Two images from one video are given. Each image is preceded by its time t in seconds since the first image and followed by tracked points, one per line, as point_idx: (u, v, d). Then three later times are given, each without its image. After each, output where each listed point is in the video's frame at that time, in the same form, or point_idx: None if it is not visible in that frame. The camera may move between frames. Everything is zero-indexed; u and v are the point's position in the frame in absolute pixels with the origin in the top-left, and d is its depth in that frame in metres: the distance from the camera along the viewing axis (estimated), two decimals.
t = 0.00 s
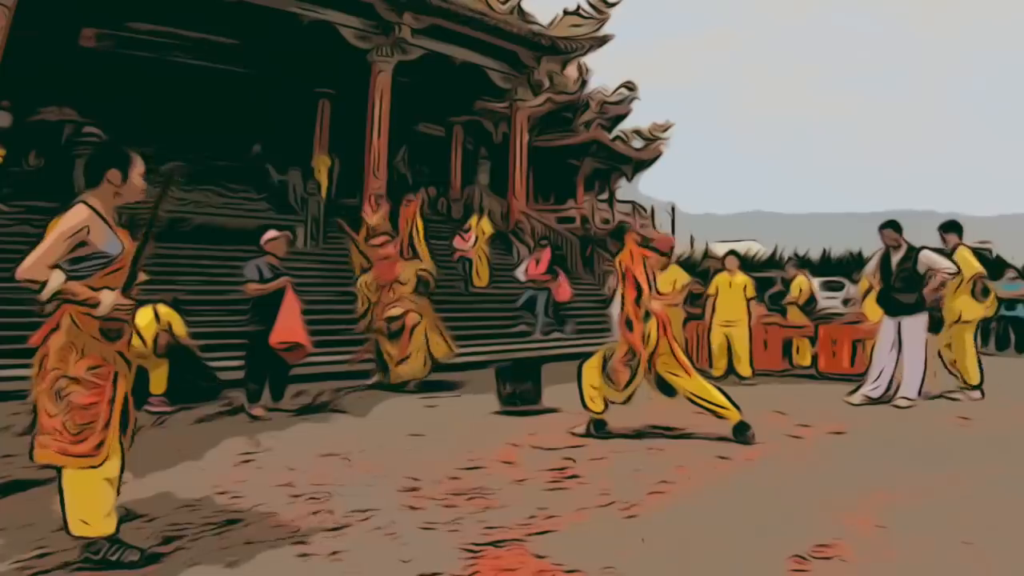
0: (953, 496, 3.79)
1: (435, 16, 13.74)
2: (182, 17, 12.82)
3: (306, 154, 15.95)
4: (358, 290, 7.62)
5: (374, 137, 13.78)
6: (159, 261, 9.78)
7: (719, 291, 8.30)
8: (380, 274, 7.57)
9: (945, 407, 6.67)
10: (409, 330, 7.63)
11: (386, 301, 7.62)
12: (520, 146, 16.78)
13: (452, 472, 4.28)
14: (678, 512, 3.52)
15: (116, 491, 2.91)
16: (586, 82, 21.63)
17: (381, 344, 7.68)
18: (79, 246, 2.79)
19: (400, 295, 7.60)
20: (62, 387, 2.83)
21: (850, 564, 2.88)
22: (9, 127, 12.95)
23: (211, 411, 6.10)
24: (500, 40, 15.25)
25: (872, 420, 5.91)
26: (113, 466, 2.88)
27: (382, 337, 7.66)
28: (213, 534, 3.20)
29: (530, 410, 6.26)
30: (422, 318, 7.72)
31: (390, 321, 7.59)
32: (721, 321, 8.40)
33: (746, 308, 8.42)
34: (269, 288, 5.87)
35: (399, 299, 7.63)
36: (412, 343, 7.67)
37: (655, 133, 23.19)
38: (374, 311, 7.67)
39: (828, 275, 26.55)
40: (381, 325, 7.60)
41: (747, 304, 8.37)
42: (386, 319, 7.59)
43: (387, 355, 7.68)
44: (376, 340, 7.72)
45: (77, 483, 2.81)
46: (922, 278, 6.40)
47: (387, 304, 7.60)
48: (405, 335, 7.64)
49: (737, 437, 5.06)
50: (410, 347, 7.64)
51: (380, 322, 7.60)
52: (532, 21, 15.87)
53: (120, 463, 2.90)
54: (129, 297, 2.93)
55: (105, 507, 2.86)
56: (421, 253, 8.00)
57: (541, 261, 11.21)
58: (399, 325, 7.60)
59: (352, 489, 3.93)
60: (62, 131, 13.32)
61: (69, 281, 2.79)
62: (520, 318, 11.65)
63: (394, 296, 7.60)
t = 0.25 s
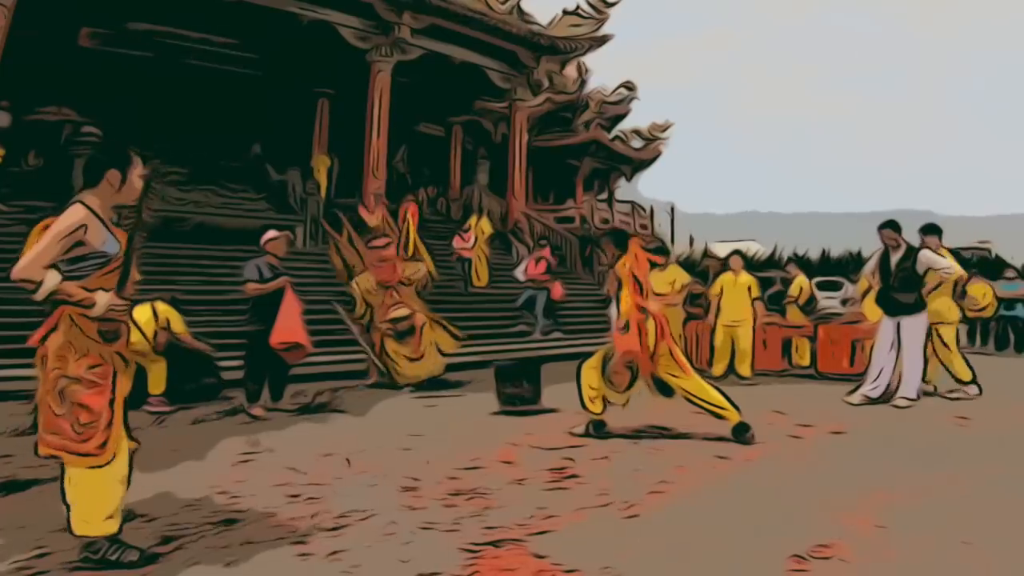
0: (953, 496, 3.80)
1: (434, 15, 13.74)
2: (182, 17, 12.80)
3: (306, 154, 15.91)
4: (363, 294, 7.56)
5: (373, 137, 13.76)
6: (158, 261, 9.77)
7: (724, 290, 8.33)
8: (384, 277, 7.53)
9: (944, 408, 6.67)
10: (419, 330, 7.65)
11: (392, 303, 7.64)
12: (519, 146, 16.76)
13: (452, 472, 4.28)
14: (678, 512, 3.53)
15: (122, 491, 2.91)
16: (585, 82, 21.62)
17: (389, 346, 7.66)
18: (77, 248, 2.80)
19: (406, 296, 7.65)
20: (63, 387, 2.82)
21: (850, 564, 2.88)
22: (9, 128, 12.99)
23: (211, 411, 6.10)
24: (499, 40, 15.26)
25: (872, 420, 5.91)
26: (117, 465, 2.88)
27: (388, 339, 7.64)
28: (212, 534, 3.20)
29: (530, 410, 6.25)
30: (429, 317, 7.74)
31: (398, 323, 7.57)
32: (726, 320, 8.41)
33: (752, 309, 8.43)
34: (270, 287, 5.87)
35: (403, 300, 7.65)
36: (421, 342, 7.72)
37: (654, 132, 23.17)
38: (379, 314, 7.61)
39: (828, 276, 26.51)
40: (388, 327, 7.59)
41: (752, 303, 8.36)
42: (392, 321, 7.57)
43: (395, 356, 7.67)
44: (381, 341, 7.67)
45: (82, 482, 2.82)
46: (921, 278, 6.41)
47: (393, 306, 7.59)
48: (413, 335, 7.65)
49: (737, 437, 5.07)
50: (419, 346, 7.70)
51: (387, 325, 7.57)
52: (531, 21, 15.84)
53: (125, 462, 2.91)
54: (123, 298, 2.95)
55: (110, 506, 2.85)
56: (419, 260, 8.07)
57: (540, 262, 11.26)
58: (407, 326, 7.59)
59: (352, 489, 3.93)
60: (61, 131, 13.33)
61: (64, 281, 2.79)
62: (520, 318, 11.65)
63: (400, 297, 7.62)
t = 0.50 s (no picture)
0: (952, 496, 3.80)
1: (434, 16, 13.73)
2: (180, 16, 12.82)
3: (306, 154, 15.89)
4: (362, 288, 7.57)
5: (373, 137, 13.74)
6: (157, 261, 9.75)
7: (729, 290, 8.33)
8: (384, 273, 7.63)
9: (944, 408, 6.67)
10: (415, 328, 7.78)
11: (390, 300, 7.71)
12: (519, 145, 16.75)
13: (451, 473, 4.28)
14: (677, 512, 3.53)
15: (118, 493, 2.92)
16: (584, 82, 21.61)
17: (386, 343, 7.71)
18: (76, 248, 2.78)
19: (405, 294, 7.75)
20: (63, 388, 2.82)
21: (850, 564, 2.89)
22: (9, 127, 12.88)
23: (210, 411, 6.09)
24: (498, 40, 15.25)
25: (872, 420, 5.91)
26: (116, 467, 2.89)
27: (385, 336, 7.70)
28: (211, 534, 3.20)
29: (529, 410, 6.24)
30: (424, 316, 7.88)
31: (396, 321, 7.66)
32: (731, 320, 8.40)
33: (757, 306, 8.37)
34: (269, 287, 5.85)
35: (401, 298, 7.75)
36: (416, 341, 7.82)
37: (654, 132, 23.17)
38: (377, 310, 7.67)
39: (827, 276, 26.51)
40: (386, 325, 7.65)
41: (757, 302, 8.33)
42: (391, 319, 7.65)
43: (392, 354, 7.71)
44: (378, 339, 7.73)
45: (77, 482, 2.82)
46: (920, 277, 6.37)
47: (391, 303, 7.66)
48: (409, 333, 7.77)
49: (738, 437, 5.06)
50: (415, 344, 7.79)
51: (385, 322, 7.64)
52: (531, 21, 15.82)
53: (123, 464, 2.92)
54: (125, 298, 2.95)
55: (108, 507, 2.87)
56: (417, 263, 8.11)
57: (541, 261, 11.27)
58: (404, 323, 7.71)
59: (351, 489, 3.93)
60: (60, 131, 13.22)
61: (67, 283, 2.79)
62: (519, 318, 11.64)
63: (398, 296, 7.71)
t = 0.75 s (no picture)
0: (953, 496, 3.79)
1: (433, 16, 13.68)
2: (178, 17, 12.81)
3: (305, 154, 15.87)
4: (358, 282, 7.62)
5: (372, 138, 13.75)
6: (156, 261, 9.73)
7: (732, 290, 8.34)
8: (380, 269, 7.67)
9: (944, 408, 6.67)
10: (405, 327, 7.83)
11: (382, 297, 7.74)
12: (518, 145, 16.73)
13: (450, 472, 4.28)
14: (676, 512, 3.53)
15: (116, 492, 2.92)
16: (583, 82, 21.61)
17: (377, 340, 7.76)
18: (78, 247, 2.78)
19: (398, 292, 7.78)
20: (61, 387, 2.81)
21: (849, 564, 2.89)
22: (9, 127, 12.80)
23: (209, 412, 6.09)
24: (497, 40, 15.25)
25: (870, 420, 5.91)
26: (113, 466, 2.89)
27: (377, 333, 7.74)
28: (210, 533, 3.20)
29: (527, 410, 6.25)
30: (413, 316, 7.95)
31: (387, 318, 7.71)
32: (734, 319, 8.42)
33: (758, 305, 8.39)
34: (269, 287, 5.86)
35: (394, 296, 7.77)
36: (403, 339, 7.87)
37: (653, 132, 23.16)
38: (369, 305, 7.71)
39: (827, 275, 26.52)
40: (377, 321, 7.69)
41: (759, 300, 8.32)
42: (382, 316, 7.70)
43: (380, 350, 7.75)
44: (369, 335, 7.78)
45: (74, 482, 2.81)
46: (920, 277, 6.35)
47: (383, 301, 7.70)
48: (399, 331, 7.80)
49: (737, 438, 5.07)
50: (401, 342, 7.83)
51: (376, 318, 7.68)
52: (530, 21, 15.80)
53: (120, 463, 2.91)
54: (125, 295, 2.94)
55: (105, 506, 2.86)
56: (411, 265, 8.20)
57: (540, 261, 11.22)
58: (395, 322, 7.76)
59: (350, 488, 3.94)
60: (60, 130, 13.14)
61: (67, 281, 2.77)
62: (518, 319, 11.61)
63: (392, 294, 7.74)
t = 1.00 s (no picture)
0: (952, 496, 3.80)
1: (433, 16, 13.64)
2: (175, 18, 12.80)
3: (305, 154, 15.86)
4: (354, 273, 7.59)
5: (371, 138, 13.78)
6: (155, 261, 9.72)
7: (732, 290, 8.35)
8: (378, 264, 7.54)
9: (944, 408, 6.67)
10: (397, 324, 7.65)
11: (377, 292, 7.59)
12: (517, 146, 16.71)
13: (449, 472, 4.28)
14: (676, 511, 3.53)
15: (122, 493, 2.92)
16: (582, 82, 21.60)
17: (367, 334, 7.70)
18: (74, 249, 2.77)
19: (393, 289, 7.60)
20: (59, 390, 2.81)
21: (849, 564, 2.89)
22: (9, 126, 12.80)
23: (208, 412, 6.09)
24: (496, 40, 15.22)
25: (870, 420, 5.91)
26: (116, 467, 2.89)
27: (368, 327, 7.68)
28: (210, 533, 3.21)
29: (525, 410, 6.25)
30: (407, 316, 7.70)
31: (379, 314, 7.59)
32: (734, 318, 8.43)
33: (758, 306, 8.38)
34: (269, 287, 5.85)
35: (389, 293, 7.58)
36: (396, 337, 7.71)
37: (652, 132, 23.15)
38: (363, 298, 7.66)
39: (826, 275, 26.49)
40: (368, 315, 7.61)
41: (760, 300, 8.31)
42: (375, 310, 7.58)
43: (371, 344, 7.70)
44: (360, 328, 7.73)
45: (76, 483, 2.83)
46: (919, 277, 6.36)
47: (376, 296, 7.57)
48: (392, 330, 7.67)
49: (736, 438, 5.05)
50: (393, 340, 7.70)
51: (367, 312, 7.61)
52: (530, 20, 15.77)
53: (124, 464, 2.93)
54: (124, 298, 2.92)
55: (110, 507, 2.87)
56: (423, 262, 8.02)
57: (539, 261, 11.17)
58: (388, 318, 7.61)
59: (349, 488, 3.94)
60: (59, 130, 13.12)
61: (65, 285, 2.76)
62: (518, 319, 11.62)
63: (386, 291, 7.57)
